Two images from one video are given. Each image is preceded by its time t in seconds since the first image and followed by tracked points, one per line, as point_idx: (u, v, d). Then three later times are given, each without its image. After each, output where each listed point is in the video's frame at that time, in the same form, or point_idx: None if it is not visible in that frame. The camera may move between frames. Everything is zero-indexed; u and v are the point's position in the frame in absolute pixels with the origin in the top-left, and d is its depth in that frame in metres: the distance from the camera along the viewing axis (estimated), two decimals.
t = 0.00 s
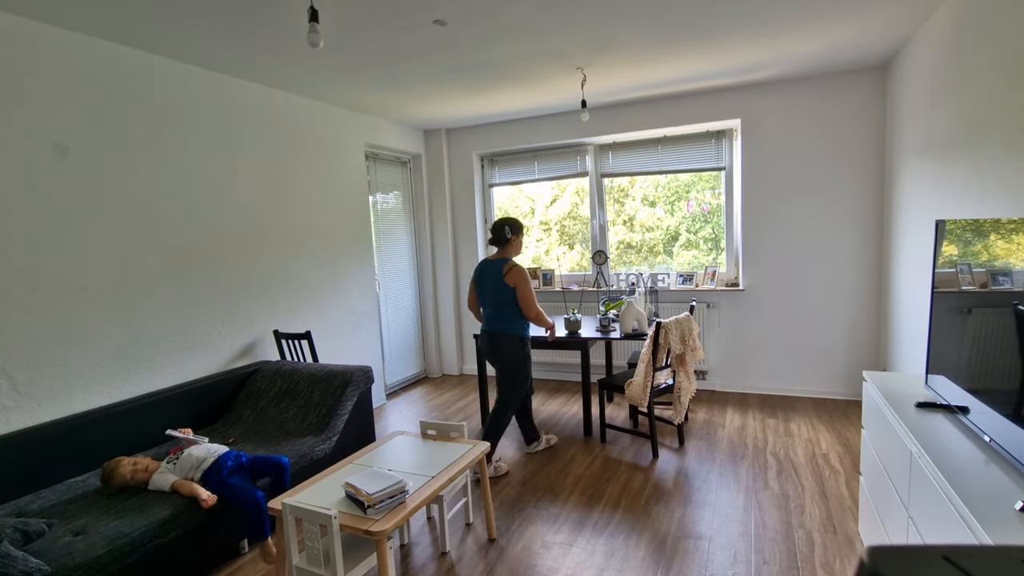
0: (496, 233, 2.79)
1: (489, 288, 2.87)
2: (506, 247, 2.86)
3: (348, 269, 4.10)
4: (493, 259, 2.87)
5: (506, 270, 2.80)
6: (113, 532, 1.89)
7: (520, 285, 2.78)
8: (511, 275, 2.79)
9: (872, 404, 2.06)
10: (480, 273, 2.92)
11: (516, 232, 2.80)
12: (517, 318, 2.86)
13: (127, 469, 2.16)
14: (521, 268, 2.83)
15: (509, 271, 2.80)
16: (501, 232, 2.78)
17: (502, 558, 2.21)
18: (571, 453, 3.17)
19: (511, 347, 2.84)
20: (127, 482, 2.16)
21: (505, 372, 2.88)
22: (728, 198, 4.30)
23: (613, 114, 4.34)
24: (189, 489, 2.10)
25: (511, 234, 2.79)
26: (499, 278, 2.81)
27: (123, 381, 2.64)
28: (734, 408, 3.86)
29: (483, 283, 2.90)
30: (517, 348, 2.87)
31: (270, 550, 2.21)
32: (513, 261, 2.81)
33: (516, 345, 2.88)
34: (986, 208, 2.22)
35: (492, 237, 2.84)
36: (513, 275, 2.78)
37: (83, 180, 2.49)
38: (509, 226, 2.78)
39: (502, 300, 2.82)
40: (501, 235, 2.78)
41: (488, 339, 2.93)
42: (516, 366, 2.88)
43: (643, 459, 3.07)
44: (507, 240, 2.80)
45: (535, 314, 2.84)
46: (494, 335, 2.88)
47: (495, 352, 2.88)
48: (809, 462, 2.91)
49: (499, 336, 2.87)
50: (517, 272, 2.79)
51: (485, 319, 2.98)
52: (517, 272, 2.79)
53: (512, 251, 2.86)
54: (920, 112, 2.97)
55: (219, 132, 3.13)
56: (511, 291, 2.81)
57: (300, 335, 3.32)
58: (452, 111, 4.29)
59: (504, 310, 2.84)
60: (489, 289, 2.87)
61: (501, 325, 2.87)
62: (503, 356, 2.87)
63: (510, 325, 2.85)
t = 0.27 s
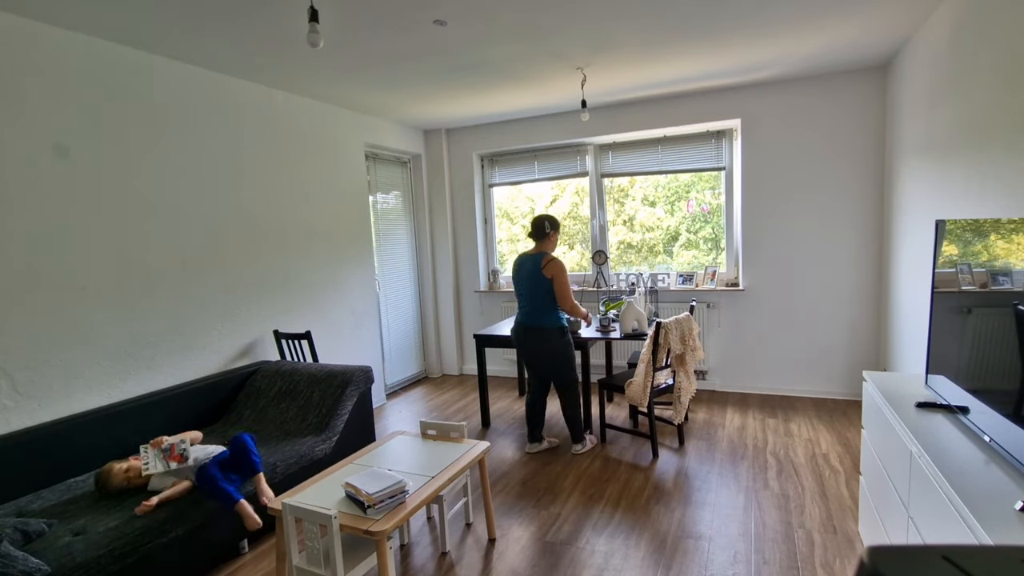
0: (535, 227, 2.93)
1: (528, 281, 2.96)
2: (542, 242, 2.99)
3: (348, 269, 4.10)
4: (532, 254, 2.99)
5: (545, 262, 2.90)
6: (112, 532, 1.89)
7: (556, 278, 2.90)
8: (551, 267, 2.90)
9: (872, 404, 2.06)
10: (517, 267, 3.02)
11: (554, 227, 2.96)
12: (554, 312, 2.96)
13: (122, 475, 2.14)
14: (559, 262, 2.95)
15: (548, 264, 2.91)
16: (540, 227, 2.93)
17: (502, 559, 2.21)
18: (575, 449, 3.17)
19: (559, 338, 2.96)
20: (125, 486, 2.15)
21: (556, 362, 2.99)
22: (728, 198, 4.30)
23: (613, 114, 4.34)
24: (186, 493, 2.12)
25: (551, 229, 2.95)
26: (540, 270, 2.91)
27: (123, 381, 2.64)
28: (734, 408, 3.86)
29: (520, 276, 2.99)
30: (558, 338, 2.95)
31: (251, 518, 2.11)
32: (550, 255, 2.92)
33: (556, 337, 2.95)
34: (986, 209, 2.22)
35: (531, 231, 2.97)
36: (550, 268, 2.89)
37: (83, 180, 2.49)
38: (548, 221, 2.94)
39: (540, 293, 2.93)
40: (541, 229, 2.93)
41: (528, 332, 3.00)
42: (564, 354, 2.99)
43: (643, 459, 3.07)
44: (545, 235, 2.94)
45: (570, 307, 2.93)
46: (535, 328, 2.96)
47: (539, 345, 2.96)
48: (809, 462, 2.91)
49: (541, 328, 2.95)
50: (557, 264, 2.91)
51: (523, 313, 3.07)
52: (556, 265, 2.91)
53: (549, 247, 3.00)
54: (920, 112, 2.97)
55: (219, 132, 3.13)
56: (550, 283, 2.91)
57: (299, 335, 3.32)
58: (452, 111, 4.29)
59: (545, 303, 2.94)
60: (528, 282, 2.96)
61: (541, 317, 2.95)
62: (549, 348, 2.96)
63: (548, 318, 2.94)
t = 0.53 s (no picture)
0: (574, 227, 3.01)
1: (563, 278, 3.00)
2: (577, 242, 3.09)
3: (348, 269, 4.10)
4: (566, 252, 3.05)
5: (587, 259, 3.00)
6: (113, 532, 1.89)
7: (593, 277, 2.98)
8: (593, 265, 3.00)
9: (872, 404, 2.06)
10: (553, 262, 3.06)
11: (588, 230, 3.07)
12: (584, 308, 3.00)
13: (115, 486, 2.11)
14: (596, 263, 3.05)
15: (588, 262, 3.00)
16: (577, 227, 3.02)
17: (502, 559, 2.21)
18: (575, 449, 3.17)
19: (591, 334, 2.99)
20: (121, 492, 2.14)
21: (585, 358, 3.00)
22: (728, 198, 4.30)
23: (613, 114, 4.34)
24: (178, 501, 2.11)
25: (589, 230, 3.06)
26: (582, 266, 2.99)
27: (123, 381, 2.64)
28: (734, 408, 3.86)
29: (556, 271, 3.02)
30: (590, 333, 2.98)
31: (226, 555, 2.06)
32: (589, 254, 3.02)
33: (588, 332, 2.98)
34: (986, 209, 2.22)
35: (569, 228, 3.05)
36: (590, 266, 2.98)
37: (83, 180, 2.49)
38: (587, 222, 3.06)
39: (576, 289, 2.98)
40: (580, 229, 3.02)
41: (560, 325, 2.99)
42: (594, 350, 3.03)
43: (643, 459, 3.07)
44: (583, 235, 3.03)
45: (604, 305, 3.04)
46: (568, 321, 2.97)
47: (571, 338, 2.96)
48: (809, 462, 2.91)
49: (576, 322, 2.97)
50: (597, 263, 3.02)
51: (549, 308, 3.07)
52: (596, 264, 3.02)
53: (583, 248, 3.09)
54: (920, 112, 2.96)
55: (219, 132, 3.13)
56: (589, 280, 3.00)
57: (300, 335, 3.32)
58: (452, 111, 4.29)
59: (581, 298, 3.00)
60: (565, 276, 3.00)
61: (576, 311, 2.98)
62: (576, 343, 2.97)
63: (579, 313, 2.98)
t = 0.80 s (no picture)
0: (577, 226, 3.03)
1: (566, 277, 3.00)
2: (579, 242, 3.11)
3: (348, 269, 4.10)
4: (570, 251, 3.06)
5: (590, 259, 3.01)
6: (114, 533, 1.90)
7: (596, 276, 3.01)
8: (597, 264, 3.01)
9: (872, 404, 2.06)
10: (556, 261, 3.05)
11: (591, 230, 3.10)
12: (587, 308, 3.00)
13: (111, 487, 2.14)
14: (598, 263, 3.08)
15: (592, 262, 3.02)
16: (580, 227, 3.05)
17: (502, 559, 2.21)
18: (575, 449, 3.17)
19: (593, 333, 3.00)
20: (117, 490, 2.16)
21: (587, 357, 3.00)
22: (728, 198, 4.30)
23: (613, 114, 4.34)
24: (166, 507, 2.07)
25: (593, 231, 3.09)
26: (586, 265, 3.00)
27: (123, 381, 2.64)
28: (734, 408, 3.85)
29: (559, 269, 3.01)
30: (591, 333, 2.99)
31: None
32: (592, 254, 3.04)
33: (590, 331, 2.99)
34: (986, 209, 2.22)
35: (574, 228, 3.06)
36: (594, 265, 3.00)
37: (83, 180, 2.49)
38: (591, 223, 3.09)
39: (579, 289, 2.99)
40: (582, 229, 3.04)
41: (563, 324, 2.98)
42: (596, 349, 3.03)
43: (643, 459, 3.07)
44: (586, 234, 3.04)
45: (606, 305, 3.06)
46: (570, 320, 2.97)
47: (574, 336, 2.96)
48: (809, 462, 2.91)
49: (579, 321, 2.97)
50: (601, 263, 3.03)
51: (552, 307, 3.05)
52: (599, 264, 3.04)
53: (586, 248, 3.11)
54: (920, 112, 2.96)
55: (219, 132, 3.13)
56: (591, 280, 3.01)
57: (300, 335, 3.32)
58: (452, 111, 4.29)
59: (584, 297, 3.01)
60: (569, 275, 2.99)
61: (579, 310, 2.97)
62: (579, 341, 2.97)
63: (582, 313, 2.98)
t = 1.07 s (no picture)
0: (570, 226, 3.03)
1: (559, 278, 3.00)
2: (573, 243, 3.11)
3: (347, 269, 4.10)
4: (563, 252, 3.06)
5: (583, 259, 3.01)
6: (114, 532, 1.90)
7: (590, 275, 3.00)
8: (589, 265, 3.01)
9: (872, 404, 2.06)
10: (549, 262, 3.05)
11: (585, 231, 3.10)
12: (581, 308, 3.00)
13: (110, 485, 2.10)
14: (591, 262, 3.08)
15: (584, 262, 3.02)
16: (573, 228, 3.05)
17: (502, 559, 2.21)
18: (575, 449, 3.17)
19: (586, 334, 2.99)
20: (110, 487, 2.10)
21: (581, 357, 3.00)
22: (728, 198, 4.30)
23: (613, 114, 4.34)
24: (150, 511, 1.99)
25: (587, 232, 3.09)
26: (578, 266, 2.99)
27: (123, 381, 2.64)
28: (734, 408, 3.85)
29: (552, 270, 3.01)
30: (585, 333, 2.98)
31: None
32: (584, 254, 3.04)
33: (584, 332, 2.99)
34: (985, 209, 2.22)
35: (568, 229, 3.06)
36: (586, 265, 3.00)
37: (83, 180, 2.49)
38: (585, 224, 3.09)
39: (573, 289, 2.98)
40: (575, 229, 3.04)
41: (556, 324, 2.97)
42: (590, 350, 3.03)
43: (643, 459, 3.07)
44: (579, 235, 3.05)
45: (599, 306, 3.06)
46: (564, 321, 2.97)
47: (568, 337, 2.96)
48: (809, 462, 2.91)
49: (572, 321, 2.97)
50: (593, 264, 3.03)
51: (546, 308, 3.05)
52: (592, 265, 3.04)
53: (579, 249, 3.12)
54: (920, 112, 2.96)
55: (219, 131, 3.13)
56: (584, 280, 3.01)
57: (300, 335, 3.32)
58: (452, 111, 4.29)
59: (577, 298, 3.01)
60: (561, 275, 2.99)
61: (573, 310, 2.97)
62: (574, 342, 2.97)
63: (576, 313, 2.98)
